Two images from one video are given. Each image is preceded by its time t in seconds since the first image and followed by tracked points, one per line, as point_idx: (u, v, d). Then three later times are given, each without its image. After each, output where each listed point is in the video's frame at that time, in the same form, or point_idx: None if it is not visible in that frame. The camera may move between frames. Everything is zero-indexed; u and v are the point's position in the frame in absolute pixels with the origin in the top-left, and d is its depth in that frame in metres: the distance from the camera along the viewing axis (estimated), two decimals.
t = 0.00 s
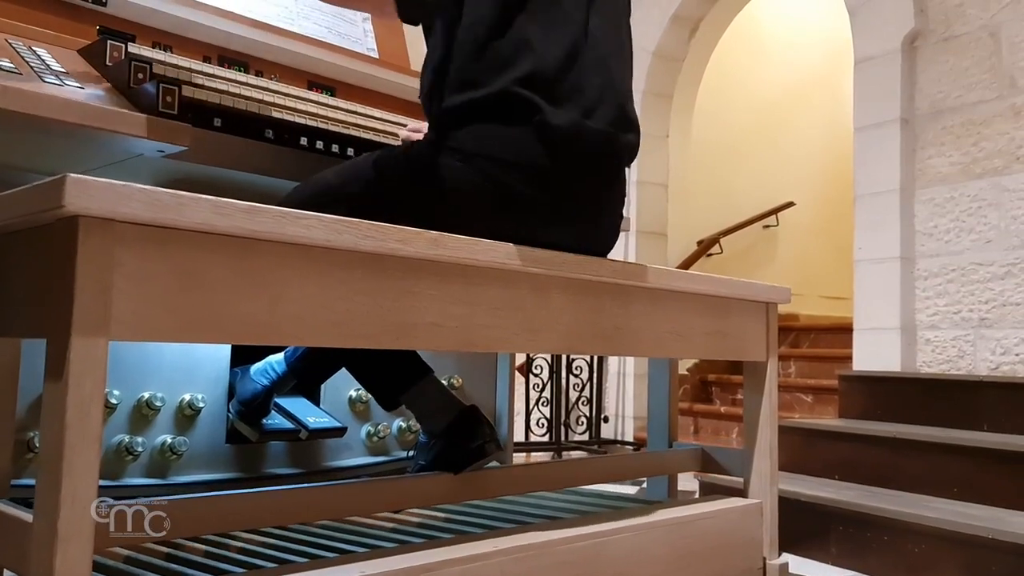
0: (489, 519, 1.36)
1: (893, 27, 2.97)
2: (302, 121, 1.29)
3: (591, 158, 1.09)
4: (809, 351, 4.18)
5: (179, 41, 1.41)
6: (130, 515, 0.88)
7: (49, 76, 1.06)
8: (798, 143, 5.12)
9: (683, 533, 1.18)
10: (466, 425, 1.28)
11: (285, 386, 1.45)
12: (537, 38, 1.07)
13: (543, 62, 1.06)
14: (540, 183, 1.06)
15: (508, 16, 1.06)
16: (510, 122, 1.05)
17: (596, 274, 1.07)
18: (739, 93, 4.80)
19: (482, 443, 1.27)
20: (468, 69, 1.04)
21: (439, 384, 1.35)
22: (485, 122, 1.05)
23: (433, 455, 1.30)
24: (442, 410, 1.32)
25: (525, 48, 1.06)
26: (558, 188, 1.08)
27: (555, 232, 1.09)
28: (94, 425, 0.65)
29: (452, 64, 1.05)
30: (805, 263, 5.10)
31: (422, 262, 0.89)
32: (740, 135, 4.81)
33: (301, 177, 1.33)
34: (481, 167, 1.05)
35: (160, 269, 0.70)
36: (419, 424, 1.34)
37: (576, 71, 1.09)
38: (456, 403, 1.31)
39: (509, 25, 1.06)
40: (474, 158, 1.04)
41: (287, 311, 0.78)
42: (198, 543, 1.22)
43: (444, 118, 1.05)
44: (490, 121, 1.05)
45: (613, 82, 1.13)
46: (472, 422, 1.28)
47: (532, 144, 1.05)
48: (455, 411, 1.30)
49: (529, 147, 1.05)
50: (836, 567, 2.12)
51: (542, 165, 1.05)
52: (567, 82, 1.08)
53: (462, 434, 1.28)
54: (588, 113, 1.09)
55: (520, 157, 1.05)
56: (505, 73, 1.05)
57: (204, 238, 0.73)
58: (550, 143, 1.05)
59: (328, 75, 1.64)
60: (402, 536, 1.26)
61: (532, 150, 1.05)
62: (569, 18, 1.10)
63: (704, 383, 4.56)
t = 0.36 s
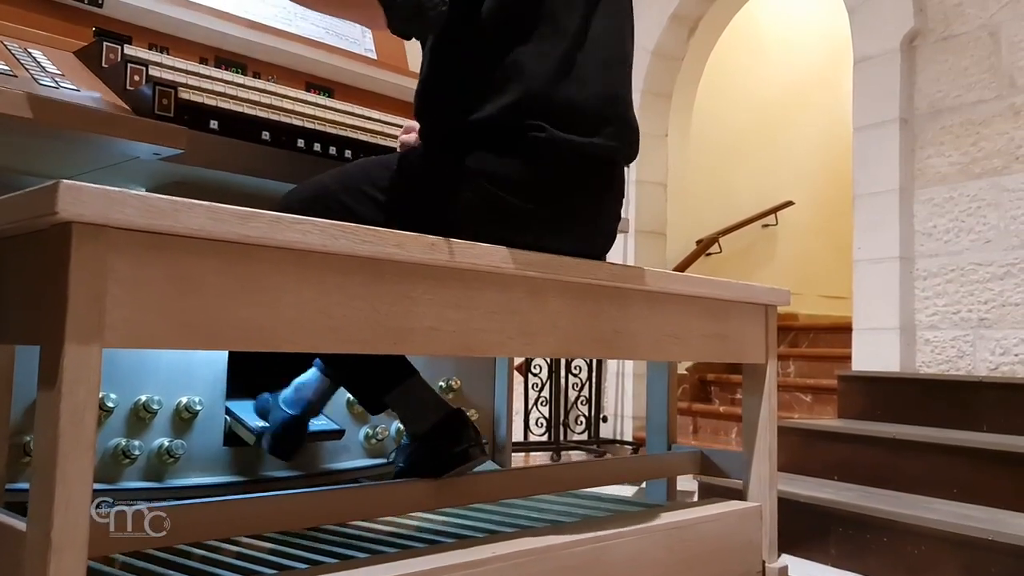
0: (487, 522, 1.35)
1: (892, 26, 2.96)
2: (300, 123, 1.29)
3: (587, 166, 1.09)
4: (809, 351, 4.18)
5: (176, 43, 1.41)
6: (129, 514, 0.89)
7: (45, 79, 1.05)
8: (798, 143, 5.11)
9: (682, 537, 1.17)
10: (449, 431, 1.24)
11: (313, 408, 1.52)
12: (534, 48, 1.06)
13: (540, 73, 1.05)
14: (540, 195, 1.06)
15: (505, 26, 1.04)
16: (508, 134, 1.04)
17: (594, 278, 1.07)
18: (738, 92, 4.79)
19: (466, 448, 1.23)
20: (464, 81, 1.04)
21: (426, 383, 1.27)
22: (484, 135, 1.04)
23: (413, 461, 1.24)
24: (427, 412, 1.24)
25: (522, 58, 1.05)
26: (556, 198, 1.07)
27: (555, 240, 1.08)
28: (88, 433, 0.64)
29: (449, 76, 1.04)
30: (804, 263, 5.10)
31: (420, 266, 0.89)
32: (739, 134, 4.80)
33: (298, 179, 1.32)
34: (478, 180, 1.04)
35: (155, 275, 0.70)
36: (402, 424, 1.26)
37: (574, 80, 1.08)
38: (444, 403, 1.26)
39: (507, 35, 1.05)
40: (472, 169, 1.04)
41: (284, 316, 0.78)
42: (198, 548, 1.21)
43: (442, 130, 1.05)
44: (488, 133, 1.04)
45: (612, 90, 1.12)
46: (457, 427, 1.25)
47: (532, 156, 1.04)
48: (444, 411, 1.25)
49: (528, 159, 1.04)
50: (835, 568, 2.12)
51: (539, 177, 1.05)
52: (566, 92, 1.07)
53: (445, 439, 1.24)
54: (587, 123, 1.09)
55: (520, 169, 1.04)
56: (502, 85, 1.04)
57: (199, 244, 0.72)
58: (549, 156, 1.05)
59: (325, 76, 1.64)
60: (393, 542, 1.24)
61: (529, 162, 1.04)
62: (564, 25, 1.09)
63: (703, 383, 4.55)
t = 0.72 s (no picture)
0: (488, 527, 1.34)
1: (893, 26, 2.96)
2: (299, 125, 1.29)
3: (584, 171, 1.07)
4: (809, 351, 4.17)
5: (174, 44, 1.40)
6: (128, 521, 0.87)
7: (41, 81, 1.04)
8: (798, 143, 5.10)
9: (684, 543, 1.17)
10: (439, 436, 1.16)
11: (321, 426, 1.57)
12: (532, 47, 1.02)
13: (536, 75, 1.02)
14: (537, 200, 1.05)
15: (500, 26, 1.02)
16: (504, 139, 1.03)
17: (595, 282, 1.06)
18: (739, 92, 4.78)
19: (454, 456, 1.14)
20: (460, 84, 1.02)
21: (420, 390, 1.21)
22: (479, 139, 1.04)
23: (402, 465, 1.17)
24: (417, 416, 1.17)
25: (519, 58, 1.01)
26: (553, 203, 1.06)
27: (552, 244, 1.07)
28: (85, 443, 0.64)
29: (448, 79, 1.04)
30: (804, 262, 5.09)
31: (420, 271, 0.88)
32: (739, 134, 4.79)
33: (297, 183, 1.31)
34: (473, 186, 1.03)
35: (153, 282, 0.69)
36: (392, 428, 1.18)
37: (575, 79, 1.04)
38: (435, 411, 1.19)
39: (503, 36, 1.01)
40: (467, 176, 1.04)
41: (283, 324, 0.77)
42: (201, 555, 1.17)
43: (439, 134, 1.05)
44: (483, 138, 1.04)
45: (614, 89, 1.08)
46: (447, 435, 1.16)
47: (527, 163, 1.03)
48: (434, 419, 1.18)
49: (524, 165, 1.03)
50: (836, 571, 2.11)
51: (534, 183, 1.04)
52: (565, 94, 1.04)
53: (435, 444, 1.16)
54: (586, 125, 1.05)
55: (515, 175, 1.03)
56: (497, 87, 1.02)
57: (199, 251, 0.72)
58: (544, 162, 1.03)
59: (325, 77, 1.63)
60: (381, 553, 1.17)
61: (524, 169, 1.03)
62: (565, 20, 1.04)
63: (703, 383, 4.54)
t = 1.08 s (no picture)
0: (489, 529, 1.34)
1: (894, 26, 2.95)
2: (301, 127, 1.30)
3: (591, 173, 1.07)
4: (809, 351, 4.16)
5: (174, 45, 1.40)
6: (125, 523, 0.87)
7: (42, 83, 1.04)
8: (798, 142, 5.10)
9: (687, 546, 1.16)
10: (440, 440, 1.14)
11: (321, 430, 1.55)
12: (539, 51, 1.04)
13: (543, 77, 1.03)
14: (545, 202, 1.04)
15: (508, 29, 1.02)
16: (510, 140, 1.03)
17: (598, 285, 1.06)
18: (739, 92, 4.78)
19: (455, 460, 1.13)
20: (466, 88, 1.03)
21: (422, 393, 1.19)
22: (486, 140, 1.03)
23: (405, 468, 1.17)
24: (418, 420, 1.16)
25: (527, 61, 1.03)
26: (561, 205, 1.05)
27: (560, 247, 1.06)
28: (86, 449, 0.63)
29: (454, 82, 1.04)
30: (804, 262, 5.09)
31: (423, 275, 0.88)
32: (739, 134, 4.79)
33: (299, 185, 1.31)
34: (480, 189, 1.03)
35: (155, 286, 0.68)
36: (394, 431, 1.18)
37: (580, 82, 1.06)
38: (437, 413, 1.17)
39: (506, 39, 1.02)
40: (474, 178, 1.03)
41: (285, 328, 0.77)
42: (200, 559, 1.16)
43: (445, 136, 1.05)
44: (490, 139, 1.03)
45: (617, 93, 1.09)
46: (447, 438, 1.14)
47: (534, 162, 1.03)
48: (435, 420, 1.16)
49: (531, 164, 1.03)
50: (837, 571, 2.11)
51: (542, 184, 1.03)
52: (571, 97, 1.04)
53: (436, 448, 1.14)
54: (592, 127, 1.06)
55: (522, 175, 1.02)
56: (504, 88, 1.02)
57: (201, 254, 0.71)
58: (551, 163, 1.03)
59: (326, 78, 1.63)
60: (382, 556, 1.17)
61: (532, 169, 1.03)
62: (569, 27, 1.06)
63: (703, 383, 4.54)
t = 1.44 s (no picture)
0: (491, 535, 1.34)
1: (895, 28, 2.95)
2: (303, 133, 1.29)
3: (592, 179, 1.06)
4: (809, 353, 4.16)
5: (175, 50, 1.39)
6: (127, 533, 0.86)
7: (43, 89, 1.03)
8: (799, 144, 5.10)
9: (690, 554, 1.16)
10: (442, 449, 1.14)
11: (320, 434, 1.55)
12: (541, 55, 1.03)
13: (545, 82, 1.02)
14: (547, 208, 1.03)
15: (508, 33, 1.02)
16: (512, 145, 1.02)
17: (602, 293, 1.05)
18: (739, 94, 4.78)
19: (459, 468, 1.12)
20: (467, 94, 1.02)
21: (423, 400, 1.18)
22: (487, 145, 1.03)
23: (408, 476, 1.17)
24: (421, 428, 1.15)
25: (528, 66, 1.02)
26: (563, 211, 1.04)
27: (563, 252, 1.06)
28: (89, 462, 0.63)
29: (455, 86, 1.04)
30: (804, 264, 5.09)
31: (427, 284, 0.87)
32: (740, 136, 4.79)
33: (299, 189, 1.32)
34: (482, 195, 1.02)
35: (158, 297, 0.68)
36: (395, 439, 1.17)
37: (580, 86, 1.05)
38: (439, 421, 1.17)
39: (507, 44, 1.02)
40: (476, 185, 1.02)
41: (289, 338, 0.76)
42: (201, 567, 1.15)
43: (445, 141, 1.04)
44: (491, 144, 1.02)
45: (617, 98, 1.08)
46: (449, 447, 1.14)
47: (537, 168, 1.02)
48: (437, 429, 1.15)
49: (533, 169, 1.02)
50: None
51: (544, 190, 1.02)
52: (572, 101, 1.04)
53: (438, 458, 1.14)
54: (593, 133, 1.05)
55: (524, 181, 1.02)
56: (506, 93, 1.02)
57: (206, 266, 0.71)
58: (553, 168, 1.02)
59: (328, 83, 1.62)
60: (384, 564, 1.16)
61: (534, 176, 1.02)
62: (569, 31, 1.06)
63: (704, 385, 4.54)
